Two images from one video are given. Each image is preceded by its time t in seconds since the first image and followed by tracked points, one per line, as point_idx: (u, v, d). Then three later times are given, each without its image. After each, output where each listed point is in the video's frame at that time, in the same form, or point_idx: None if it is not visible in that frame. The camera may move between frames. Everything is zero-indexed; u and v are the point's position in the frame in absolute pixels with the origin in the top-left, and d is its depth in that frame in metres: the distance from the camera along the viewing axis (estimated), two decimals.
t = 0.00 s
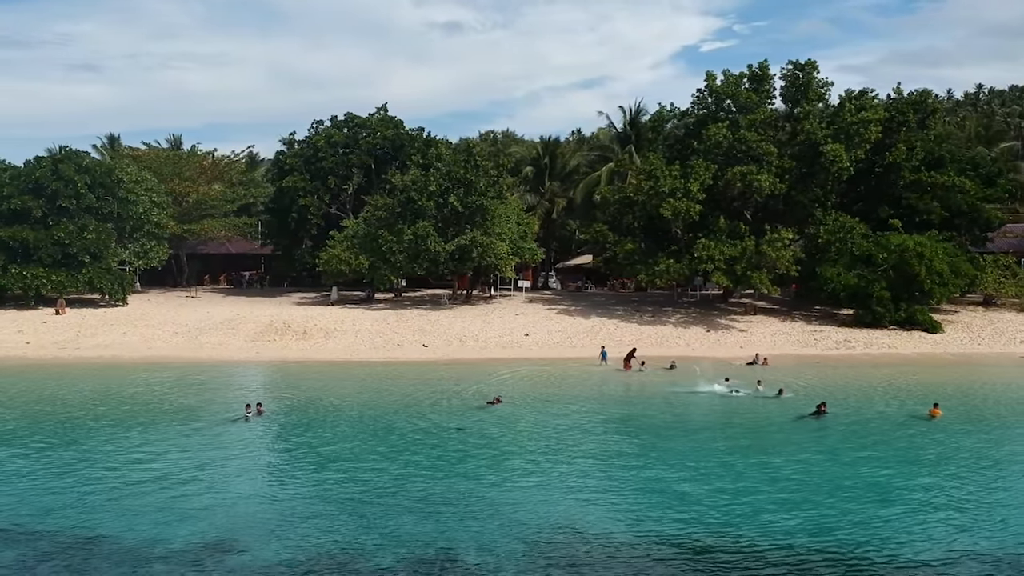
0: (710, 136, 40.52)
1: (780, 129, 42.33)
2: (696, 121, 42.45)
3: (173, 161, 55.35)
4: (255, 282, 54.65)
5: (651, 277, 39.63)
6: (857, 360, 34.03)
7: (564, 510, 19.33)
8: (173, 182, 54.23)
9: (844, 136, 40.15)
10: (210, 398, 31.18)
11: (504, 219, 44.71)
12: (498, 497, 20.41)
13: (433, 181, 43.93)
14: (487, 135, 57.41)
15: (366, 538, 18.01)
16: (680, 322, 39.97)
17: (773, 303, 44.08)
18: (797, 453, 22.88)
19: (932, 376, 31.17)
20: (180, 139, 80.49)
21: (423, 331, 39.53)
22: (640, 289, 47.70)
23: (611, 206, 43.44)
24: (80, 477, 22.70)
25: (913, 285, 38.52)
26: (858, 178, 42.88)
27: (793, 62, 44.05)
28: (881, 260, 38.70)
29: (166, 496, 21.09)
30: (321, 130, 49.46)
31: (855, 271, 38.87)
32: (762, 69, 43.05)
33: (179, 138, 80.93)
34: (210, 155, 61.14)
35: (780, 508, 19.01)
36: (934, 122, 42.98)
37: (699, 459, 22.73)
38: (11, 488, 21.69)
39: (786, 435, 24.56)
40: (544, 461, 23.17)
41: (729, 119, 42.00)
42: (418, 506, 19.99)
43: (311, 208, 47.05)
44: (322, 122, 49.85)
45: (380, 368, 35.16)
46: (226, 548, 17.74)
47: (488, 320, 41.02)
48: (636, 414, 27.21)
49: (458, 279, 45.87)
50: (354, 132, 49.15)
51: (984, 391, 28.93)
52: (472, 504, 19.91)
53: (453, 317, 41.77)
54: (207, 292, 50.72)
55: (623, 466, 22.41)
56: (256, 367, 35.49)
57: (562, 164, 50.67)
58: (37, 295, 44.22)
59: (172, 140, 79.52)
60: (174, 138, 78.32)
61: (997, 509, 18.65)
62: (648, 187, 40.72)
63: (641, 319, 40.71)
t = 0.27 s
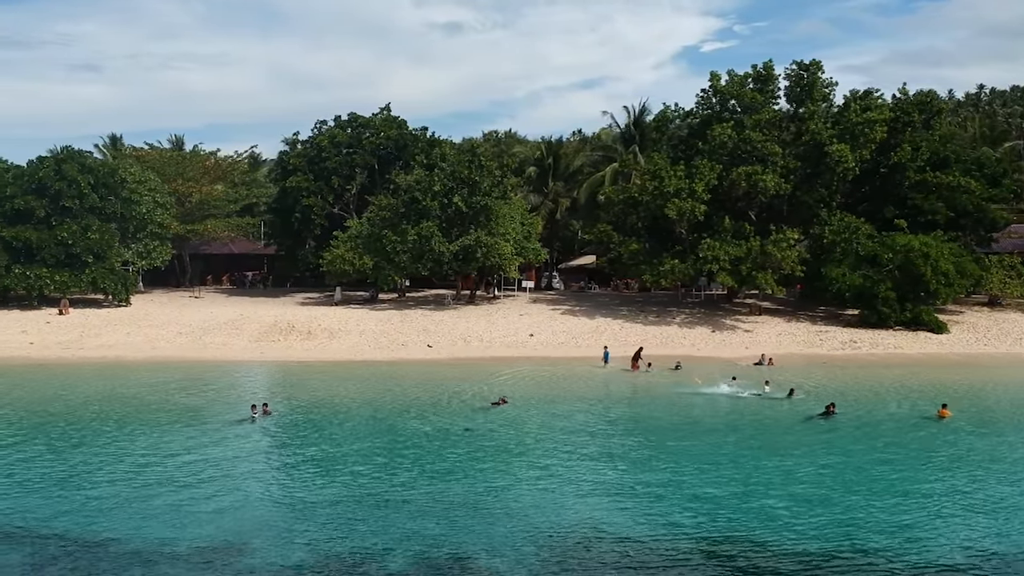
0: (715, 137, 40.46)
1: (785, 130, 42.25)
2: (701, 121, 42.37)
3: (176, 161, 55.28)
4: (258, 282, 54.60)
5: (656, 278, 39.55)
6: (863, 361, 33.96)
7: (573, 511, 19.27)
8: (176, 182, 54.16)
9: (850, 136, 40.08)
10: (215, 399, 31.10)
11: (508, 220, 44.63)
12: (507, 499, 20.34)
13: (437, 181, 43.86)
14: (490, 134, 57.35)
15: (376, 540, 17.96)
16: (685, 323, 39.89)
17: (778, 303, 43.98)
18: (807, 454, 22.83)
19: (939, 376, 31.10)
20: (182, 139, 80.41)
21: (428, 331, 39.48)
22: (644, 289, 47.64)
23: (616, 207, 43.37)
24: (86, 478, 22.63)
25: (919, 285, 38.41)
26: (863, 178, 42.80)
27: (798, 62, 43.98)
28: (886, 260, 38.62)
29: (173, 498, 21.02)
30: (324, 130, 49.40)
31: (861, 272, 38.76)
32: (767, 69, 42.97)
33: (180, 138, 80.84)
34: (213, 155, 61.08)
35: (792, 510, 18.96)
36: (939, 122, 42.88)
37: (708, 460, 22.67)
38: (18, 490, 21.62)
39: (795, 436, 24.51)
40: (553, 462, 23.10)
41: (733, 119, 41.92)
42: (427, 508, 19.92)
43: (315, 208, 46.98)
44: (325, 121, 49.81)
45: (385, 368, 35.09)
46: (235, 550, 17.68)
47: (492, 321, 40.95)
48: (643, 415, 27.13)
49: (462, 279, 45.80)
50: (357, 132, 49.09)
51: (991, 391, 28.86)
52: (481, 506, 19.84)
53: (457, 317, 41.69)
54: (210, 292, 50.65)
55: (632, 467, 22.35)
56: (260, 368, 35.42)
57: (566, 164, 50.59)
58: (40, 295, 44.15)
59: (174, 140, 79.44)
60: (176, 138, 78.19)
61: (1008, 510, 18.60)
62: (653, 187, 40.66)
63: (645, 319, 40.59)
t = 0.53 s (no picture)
0: (720, 136, 40.40)
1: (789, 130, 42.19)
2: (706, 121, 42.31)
3: (179, 161, 55.23)
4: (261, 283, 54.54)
5: (660, 278, 39.46)
6: (869, 361, 33.87)
7: (583, 511, 19.19)
8: (179, 182, 54.10)
9: (855, 136, 40.02)
10: (221, 399, 31.03)
11: (512, 220, 44.53)
12: (515, 499, 20.27)
13: (441, 181, 43.81)
14: (493, 134, 57.30)
15: (385, 540, 17.87)
16: (690, 323, 39.81)
17: (782, 304, 43.90)
18: (816, 455, 22.78)
19: (946, 376, 31.02)
20: (184, 138, 80.36)
21: (432, 331, 39.41)
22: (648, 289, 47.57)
23: (620, 206, 43.30)
24: (93, 479, 22.53)
25: (924, 285, 38.32)
26: (868, 179, 42.73)
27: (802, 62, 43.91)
28: (892, 260, 38.55)
29: (182, 499, 20.91)
30: (328, 130, 49.36)
31: (866, 272, 38.66)
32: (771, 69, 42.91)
33: (182, 138, 80.83)
34: (216, 156, 61.04)
35: (803, 509, 18.90)
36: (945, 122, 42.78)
37: (717, 461, 22.59)
38: (24, 490, 21.53)
39: (803, 437, 24.47)
40: (561, 462, 23.02)
41: (738, 119, 41.84)
42: (437, 508, 19.84)
43: (319, 208, 46.91)
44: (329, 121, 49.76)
45: (390, 368, 35.02)
46: (244, 551, 17.60)
47: (497, 321, 40.88)
48: (650, 415, 27.06)
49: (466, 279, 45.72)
50: (361, 132, 49.04)
51: (999, 392, 28.78)
52: (492, 505, 19.75)
53: (461, 317, 41.61)
54: (214, 292, 50.57)
55: (640, 468, 22.27)
56: (265, 368, 35.33)
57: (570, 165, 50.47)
58: (44, 295, 44.08)
59: (176, 140, 79.42)
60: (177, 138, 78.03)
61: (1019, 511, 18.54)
62: (658, 187, 40.59)
63: (650, 319, 40.50)
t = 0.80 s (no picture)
0: (725, 137, 40.33)
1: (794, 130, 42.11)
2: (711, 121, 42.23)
3: (183, 162, 55.20)
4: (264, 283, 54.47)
5: (666, 278, 39.37)
6: (876, 361, 33.78)
7: (592, 512, 19.10)
8: (183, 183, 54.07)
9: (861, 136, 39.95)
10: (226, 399, 30.94)
11: (517, 220, 44.45)
12: (525, 499, 20.17)
13: (445, 181, 43.74)
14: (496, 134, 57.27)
15: (395, 540, 17.78)
16: (696, 323, 39.71)
17: (787, 304, 43.79)
18: (825, 456, 22.67)
19: (954, 377, 30.92)
20: (186, 139, 80.26)
21: (437, 332, 39.32)
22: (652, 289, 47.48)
23: (625, 206, 43.21)
24: (99, 480, 22.47)
25: (930, 285, 38.20)
26: (873, 179, 42.65)
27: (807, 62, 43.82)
28: (898, 261, 38.46)
29: (188, 501, 20.83)
30: (331, 130, 49.31)
31: (871, 272, 38.54)
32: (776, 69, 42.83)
33: (185, 139, 80.81)
34: (219, 156, 61.02)
35: (814, 510, 18.82)
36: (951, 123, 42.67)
37: (726, 461, 22.50)
38: (30, 491, 21.47)
39: (812, 438, 24.38)
40: (569, 463, 22.93)
41: (743, 119, 41.74)
42: (445, 508, 19.74)
43: (322, 208, 46.82)
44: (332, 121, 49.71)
45: (395, 368, 34.94)
46: (253, 552, 17.51)
47: (502, 321, 40.79)
48: (658, 416, 26.98)
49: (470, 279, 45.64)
50: (364, 132, 48.99)
51: (1007, 392, 28.69)
52: (499, 505, 19.65)
53: (466, 318, 41.51)
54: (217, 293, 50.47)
55: (650, 468, 22.18)
56: (270, 368, 35.26)
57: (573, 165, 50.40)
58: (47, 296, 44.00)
59: (178, 140, 79.37)
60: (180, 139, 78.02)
61: None
62: (663, 187, 40.50)
63: (655, 320, 40.39)
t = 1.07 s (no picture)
0: (730, 137, 40.26)
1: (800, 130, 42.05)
2: (716, 121, 42.16)
3: (186, 162, 55.12)
4: (268, 283, 54.45)
5: (671, 279, 39.27)
6: (883, 362, 33.69)
7: (604, 514, 19.02)
8: (186, 183, 53.98)
9: (867, 136, 39.88)
10: (232, 400, 30.90)
11: (521, 220, 44.37)
12: (535, 501, 20.08)
13: (450, 182, 43.65)
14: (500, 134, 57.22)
15: (406, 542, 17.69)
16: (701, 324, 39.62)
17: (792, 305, 43.69)
18: (835, 458, 22.59)
19: (962, 377, 30.83)
20: (187, 139, 80.12)
21: (442, 332, 39.24)
22: (657, 290, 47.41)
23: (630, 207, 43.12)
24: (106, 482, 22.37)
25: (936, 286, 38.11)
26: (878, 179, 42.56)
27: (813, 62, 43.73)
28: (903, 261, 38.37)
29: (197, 503, 20.75)
30: (335, 131, 49.27)
31: (877, 272, 38.43)
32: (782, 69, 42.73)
33: (187, 138, 80.67)
34: (222, 156, 60.94)
35: (826, 512, 18.75)
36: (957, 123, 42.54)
37: (735, 463, 22.43)
38: (37, 494, 21.37)
39: (821, 439, 24.30)
40: (578, 465, 22.84)
41: (749, 119, 41.64)
42: (455, 510, 19.64)
43: (326, 208, 46.75)
44: (336, 121, 49.67)
45: (400, 369, 34.85)
46: (264, 555, 17.44)
47: (507, 322, 40.71)
48: (666, 418, 26.89)
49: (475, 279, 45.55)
50: (368, 132, 48.94)
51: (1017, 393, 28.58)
52: (510, 507, 19.55)
53: (471, 318, 41.45)
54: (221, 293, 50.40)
55: (659, 471, 22.08)
56: (274, 368, 35.18)
57: (577, 163, 50.84)
58: (50, 296, 43.92)
59: (180, 140, 79.31)
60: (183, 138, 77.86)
61: None
62: (669, 188, 40.41)
63: (660, 320, 40.29)
